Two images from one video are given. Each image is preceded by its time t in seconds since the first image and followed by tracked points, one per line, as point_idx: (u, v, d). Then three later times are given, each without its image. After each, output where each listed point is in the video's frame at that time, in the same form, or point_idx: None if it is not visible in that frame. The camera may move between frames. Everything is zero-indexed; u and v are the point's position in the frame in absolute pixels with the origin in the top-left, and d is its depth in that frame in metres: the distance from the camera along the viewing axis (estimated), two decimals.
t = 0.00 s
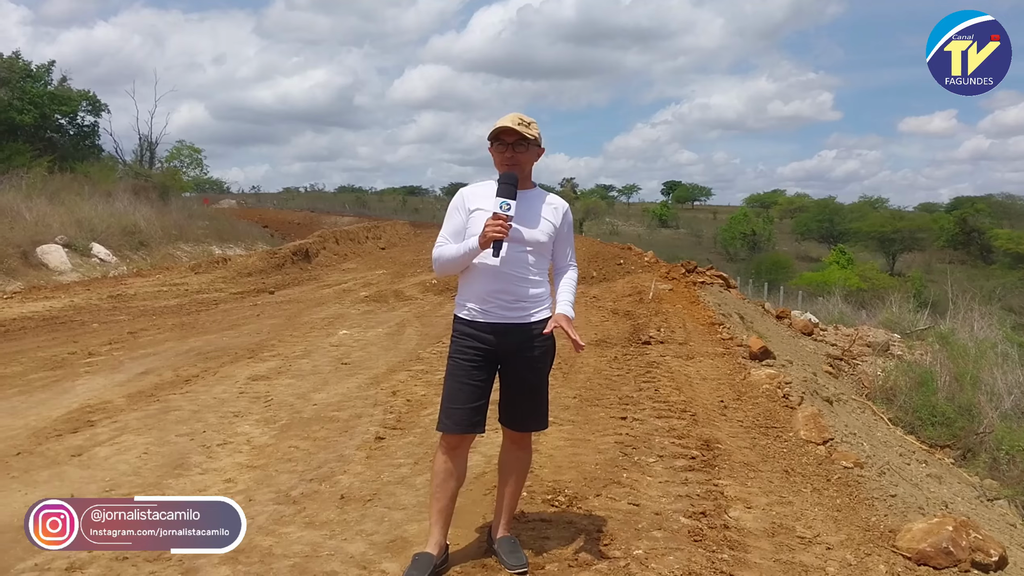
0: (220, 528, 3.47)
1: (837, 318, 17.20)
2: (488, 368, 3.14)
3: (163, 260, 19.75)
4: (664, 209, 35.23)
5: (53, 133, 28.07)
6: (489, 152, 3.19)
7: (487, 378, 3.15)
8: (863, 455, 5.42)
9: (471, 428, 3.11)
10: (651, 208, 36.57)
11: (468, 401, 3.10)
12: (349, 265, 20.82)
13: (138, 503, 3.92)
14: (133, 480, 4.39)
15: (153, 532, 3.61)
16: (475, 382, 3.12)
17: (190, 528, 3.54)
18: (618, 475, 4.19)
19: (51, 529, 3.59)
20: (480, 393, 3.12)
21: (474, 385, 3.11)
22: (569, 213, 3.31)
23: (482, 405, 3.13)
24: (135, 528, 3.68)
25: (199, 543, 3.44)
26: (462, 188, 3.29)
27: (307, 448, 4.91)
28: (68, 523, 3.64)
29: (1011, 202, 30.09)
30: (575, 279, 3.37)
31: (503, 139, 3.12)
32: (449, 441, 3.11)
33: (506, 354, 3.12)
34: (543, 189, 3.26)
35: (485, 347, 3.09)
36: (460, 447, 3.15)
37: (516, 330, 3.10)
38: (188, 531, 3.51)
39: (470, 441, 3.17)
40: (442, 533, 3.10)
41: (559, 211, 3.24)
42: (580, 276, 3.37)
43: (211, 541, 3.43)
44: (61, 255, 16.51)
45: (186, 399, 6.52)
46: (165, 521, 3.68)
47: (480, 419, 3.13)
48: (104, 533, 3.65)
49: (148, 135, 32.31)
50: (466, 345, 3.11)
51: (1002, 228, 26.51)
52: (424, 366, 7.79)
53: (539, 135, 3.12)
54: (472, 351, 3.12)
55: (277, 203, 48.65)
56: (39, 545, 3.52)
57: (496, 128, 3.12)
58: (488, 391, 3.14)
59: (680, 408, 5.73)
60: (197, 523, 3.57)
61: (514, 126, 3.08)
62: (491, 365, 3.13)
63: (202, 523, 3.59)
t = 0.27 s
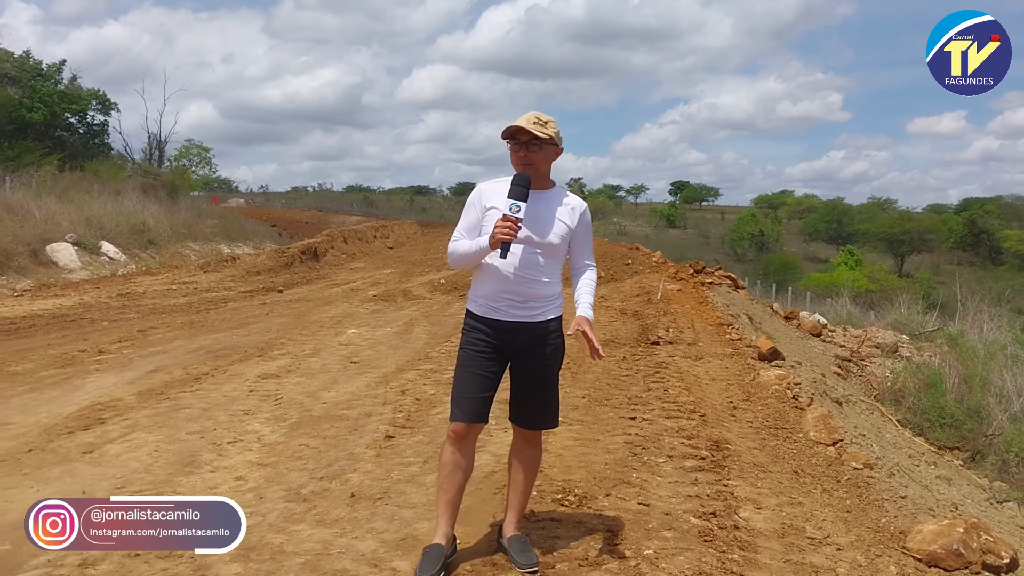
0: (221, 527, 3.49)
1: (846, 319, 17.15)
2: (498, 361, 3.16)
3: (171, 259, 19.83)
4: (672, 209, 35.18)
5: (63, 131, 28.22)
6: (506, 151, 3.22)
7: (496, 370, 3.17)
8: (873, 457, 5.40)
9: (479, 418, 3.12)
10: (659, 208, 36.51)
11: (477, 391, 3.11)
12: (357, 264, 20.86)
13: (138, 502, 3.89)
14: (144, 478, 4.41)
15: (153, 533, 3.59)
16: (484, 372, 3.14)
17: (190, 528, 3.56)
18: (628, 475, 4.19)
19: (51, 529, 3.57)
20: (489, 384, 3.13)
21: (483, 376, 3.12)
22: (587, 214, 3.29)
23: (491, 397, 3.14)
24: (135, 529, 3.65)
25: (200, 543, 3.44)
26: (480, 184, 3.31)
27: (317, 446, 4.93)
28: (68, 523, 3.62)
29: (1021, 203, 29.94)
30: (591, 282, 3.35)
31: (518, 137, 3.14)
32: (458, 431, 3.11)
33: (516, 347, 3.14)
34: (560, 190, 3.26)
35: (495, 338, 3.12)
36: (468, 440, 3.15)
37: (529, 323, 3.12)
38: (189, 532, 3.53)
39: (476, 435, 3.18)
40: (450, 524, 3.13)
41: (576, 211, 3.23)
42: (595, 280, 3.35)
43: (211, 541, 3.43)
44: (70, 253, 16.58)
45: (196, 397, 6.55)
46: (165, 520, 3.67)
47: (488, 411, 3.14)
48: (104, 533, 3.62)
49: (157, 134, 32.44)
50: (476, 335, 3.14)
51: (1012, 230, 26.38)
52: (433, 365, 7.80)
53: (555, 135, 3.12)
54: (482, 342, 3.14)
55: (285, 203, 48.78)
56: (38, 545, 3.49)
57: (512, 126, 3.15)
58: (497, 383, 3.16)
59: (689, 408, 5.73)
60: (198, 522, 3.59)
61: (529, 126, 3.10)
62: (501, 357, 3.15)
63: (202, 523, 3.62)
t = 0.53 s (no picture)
0: (221, 527, 3.52)
1: (860, 321, 17.04)
2: (512, 356, 3.18)
3: (186, 257, 19.97)
4: (685, 209, 35.08)
5: (80, 129, 28.48)
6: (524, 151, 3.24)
7: (511, 367, 3.20)
8: (888, 458, 5.36)
9: (494, 413, 3.15)
10: (672, 208, 36.42)
11: (492, 385, 3.14)
12: (370, 263, 20.94)
13: (137, 501, 3.89)
14: (161, 475, 4.45)
15: (153, 532, 3.60)
16: (499, 367, 3.16)
17: (190, 528, 3.59)
18: (643, 476, 4.19)
19: (51, 529, 3.57)
20: (504, 379, 3.17)
21: (498, 369, 3.15)
22: (605, 213, 3.27)
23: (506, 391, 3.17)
24: (133, 529, 3.65)
25: (200, 543, 3.46)
26: (499, 182, 3.33)
27: (332, 444, 4.96)
28: (68, 522, 3.61)
29: None
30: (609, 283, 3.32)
31: (534, 137, 3.16)
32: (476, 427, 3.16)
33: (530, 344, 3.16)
34: (577, 189, 3.25)
35: (508, 334, 3.14)
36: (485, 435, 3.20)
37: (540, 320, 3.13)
38: (189, 532, 3.56)
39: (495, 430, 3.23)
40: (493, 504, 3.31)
41: (592, 211, 3.21)
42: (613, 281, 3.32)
43: (211, 541, 3.46)
44: (86, 251, 16.73)
45: (212, 394, 6.59)
46: (165, 521, 3.69)
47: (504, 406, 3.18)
48: (104, 532, 3.62)
49: (172, 133, 32.69)
50: (491, 331, 3.17)
51: None
52: (447, 364, 7.82)
53: (570, 135, 3.12)
54: (497, 338, 3.17)
55: (299, 201, 49.03)
56: (38, 545, 3.49)
57: (528, 126, 3.16)
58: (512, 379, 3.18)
59: (704, 409, 5.72)
60: (198, 522, 3.62)
61: (544, 126, 3.11)
62: (515, 353, 3.17)
63: (202, 523, 3.65)
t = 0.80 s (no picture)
0: (221, 527, 3.51)
1: (887, 322, 16.84)
2: (536, 359, 3.30)
3: (213, 253, 20.19)
4: (710, 207, 34.84)
5: (109, 126, 28.89)
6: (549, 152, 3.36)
7: (541, 366, 3.31)
8: (918, 460, 5.26)
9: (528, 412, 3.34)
10: (697, 207, 36.20)
11: (521, 388, 3.32)
12: (395, 260, 21.05)
13: (136, 501, 3.87)
14: (193, 467, 4.50)
15: (154, 533, 3.59)
16: (525, 370, 3.31)
17: (190, 528, 3.58)
18: (671, 475, 4.18)
19: (51, 529, 3.52)
20: (530, 381, 3.31)
21: (522, 372, 3.30)
22: (631, 209, 3.26)
23: (536, 391, 3.33)
24: (134, 529, 3.63)
25: (200, 543, 3.46)
26: (529, 182, 3.45)
27: (361, 440, 5.00)
28: (68, 522, 3.57)
29: None
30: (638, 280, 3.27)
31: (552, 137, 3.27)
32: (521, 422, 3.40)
33: (550, 346, 3.26)
34: (601, 185, 3.28)
35: (528, 338, 3.28)
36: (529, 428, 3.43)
37: (553, 324, 3.23)
38: (189, 531, 3.55)
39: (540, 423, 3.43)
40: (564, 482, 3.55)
41: (614, 207, 3.22)
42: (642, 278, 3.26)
43: (211, 541, 3.45)
44: (115, 246, 16.97)
45: (241, 389, 6.66)
46: (165, 521, 3.68)
47: (539, 405, 3.35)
48: (105, 532, 3.59)
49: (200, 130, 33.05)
50: (517, 334, 3.33)
51: None
52: (473, 361, 7.84)
53: (584, 131, 3.20)
54: (524, 340, 3.31)
55: (324, 198, 49.37)
56: (39, 545, 3.44)
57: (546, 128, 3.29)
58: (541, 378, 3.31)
59: (732, 409, 5.69)
60: (198, 523, 3.62)
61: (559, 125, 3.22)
62: (541, 355, 3.29)
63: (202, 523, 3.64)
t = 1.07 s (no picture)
0: (220, 528, 3.45)
1: (927, 322, 16.54)
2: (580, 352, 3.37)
3: (251, 246, 20.49)
4: (746, 204, 34.48)
5: (151, 120, 29.43)
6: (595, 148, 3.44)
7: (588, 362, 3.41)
8: (964, 463, 5.06)
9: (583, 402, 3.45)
10: (733, 204, 35.84)
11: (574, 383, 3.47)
12: (430, 255, 21.18)
13: (138, 500, 3.77)
14: (238, 457, 4.57)
15: (154, 533, 3.50)
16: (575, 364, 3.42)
17: (189, 528, 3.50)
18: (713, 473, 4.15)
19: (51, 528, 3.44)
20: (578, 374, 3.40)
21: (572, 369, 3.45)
22: (658, 198, 3.17)
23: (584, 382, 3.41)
24: (134, 529, 3.54)
25: (200, 545, 3.38)
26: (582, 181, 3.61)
27: (401, 432, 5.04)
28: (68, 522, 3.49)
29: None
30: (654, 272, 3.13)
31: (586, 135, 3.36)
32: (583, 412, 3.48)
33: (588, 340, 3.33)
34: (633, 178, 3.26)
35: (571, 334, 3.42)
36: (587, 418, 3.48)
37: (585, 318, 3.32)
38: (188, 531, 3.47)
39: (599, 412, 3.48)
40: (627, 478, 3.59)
41: (638, 197, 3.18)
42: (657, 270, 3.12)
43: (211, 542, 3.39)
44: (156, 239, 17.29)
45: (282, 381, 6.74)
46: (164, 520, 3.59)
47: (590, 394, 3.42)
48: (105, 533, 3.51)
49: (239, 125, 33.53)
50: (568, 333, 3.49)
51: None
52: (510, 357, 7.87)
53: (606, 126, 3.22)
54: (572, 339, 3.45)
55: (359, 193, 49.82)
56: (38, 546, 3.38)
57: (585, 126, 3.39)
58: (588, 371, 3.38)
59: (773, 408, 5.62)
60: (197, 523, 3.52)
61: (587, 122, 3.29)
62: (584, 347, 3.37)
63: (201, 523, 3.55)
